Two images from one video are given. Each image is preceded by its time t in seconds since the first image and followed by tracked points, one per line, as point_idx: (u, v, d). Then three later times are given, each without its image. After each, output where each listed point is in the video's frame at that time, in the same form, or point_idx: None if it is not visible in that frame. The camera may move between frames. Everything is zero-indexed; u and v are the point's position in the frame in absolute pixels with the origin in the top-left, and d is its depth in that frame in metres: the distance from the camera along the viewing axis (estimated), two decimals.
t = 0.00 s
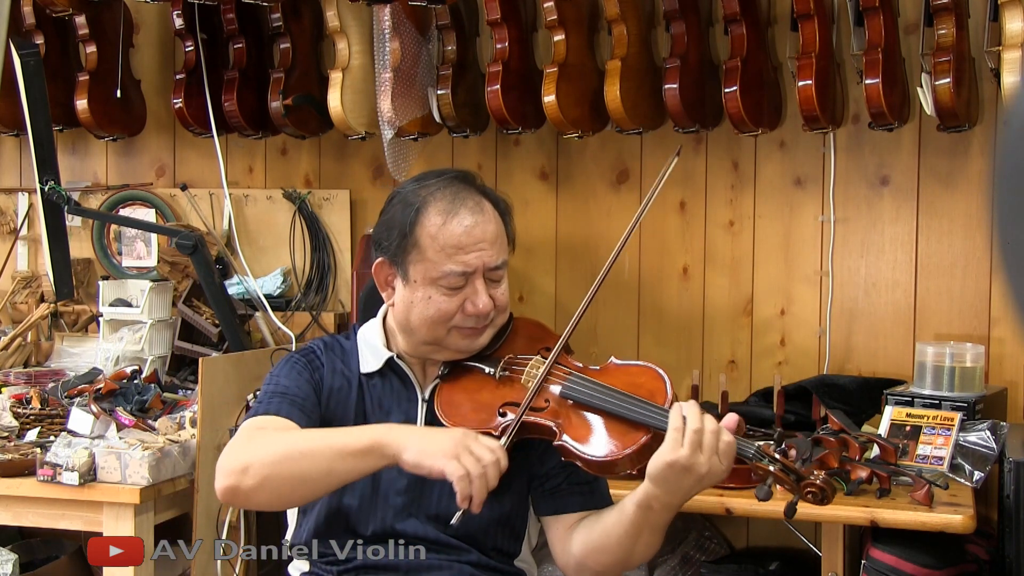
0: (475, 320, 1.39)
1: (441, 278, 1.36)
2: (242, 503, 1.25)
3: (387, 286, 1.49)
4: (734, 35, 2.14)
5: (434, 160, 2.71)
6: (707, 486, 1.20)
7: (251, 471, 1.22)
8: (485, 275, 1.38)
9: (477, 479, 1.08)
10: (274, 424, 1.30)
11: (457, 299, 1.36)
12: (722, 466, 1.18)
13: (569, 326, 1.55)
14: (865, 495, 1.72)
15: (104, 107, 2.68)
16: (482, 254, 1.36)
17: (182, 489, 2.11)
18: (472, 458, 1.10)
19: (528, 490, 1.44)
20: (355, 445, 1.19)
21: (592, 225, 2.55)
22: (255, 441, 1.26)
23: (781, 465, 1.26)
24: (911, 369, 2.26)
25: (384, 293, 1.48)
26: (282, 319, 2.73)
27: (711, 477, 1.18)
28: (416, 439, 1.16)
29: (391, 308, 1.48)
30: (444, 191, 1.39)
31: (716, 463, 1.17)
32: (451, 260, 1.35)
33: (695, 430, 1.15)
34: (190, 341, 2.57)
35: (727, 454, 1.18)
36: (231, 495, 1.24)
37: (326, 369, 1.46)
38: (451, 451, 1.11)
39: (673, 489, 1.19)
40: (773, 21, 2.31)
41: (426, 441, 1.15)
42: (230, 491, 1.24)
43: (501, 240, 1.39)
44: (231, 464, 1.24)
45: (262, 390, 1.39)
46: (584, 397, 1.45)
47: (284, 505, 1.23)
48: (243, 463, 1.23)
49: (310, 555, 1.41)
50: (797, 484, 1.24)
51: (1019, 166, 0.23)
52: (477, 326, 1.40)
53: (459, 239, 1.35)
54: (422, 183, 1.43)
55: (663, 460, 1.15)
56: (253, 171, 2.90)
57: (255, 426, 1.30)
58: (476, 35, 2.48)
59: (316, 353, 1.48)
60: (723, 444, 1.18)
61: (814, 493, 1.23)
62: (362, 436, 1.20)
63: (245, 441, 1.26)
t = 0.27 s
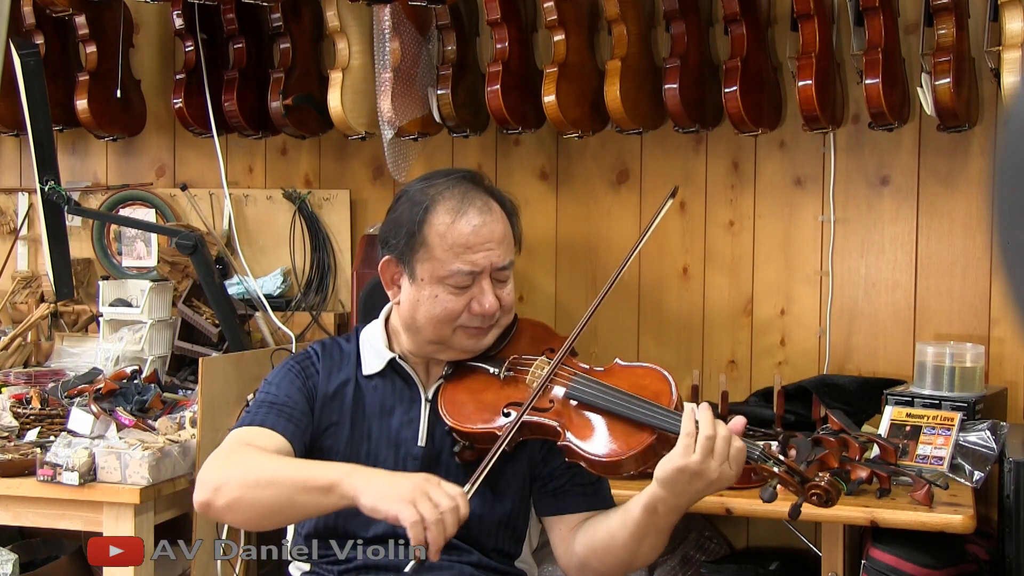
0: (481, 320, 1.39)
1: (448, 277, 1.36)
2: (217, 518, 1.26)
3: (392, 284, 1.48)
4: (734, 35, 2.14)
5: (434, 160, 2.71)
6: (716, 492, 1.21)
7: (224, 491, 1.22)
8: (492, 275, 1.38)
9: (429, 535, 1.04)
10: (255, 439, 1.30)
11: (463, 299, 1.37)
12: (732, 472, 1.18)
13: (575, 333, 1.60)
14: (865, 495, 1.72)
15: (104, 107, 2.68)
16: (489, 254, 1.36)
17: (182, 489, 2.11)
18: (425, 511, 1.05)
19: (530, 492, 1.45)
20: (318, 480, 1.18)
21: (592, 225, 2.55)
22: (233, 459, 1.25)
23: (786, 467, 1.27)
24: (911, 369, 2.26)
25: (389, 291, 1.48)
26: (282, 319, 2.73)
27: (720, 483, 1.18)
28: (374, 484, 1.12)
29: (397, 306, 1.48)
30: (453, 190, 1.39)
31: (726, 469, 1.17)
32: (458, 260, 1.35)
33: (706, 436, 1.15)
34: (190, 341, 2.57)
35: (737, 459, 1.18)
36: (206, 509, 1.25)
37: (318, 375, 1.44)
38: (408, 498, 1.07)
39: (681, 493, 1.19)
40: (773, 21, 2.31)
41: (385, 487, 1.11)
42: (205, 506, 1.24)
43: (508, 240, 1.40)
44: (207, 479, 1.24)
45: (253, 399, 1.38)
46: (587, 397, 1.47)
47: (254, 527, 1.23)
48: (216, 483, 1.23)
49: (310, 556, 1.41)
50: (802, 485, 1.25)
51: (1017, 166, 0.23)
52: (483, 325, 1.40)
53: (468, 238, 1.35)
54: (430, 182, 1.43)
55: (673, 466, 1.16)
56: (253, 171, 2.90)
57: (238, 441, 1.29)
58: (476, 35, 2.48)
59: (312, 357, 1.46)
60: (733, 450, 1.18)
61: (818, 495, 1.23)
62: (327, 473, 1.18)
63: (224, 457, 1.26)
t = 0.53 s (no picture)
0: (485, 317, 1.39)
1: (454, 272, 1.36)
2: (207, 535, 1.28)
3: (397, 280, 1.47)
4: (733, 35, 2.14)
5: (434, 160, 2.71)
6: (714, 481, 1.20)
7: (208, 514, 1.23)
8: (497, 273, 1.38)
9: (386, 568, 1.04)
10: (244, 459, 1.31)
11: (468, 295, 1.36)
12: (727, 458, 1.18)
13: (578, 333, 1.59)
14: (865, 495, 1.73)
15: (104, 107, 2.68)
16: (495, 251, 1.36)
17: (182, 489, 2.11)
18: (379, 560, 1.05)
19: (531, 492, 1.45)
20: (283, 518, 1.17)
21: (592, 225, 2.55)
22: (219, 479, 1.26)
23: (788, 464, 1.26)
24: (911, 369, 2.26)
25: (394, 288, 1.48)
26: (282, 319, 2.73)
27: (716, 471, 1.18)
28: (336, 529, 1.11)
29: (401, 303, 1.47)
30: (460, 187, 1.40)
31: (721, 455, 1.17)
32: (464, 255, 1.36)
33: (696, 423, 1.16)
34: (190, 341, 2.57)
35: (732, 446, 1.18)
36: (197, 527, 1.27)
37: (316, 380, 1.44)
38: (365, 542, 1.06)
39: (678, 484, 1.19)
40: (773, 21, 2.31)
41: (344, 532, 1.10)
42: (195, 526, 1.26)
43: (513, 239, 1.40)
44: (195, 500, 1.26)
45: (252, 410, 1.40)
46: (588, 393, 1.44)
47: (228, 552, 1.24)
48: (199, 504, 1.24)
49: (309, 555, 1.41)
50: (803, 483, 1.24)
51: (1018, 164, 0.23)
52: (487, 323, 1.40)
53: (474, 234, 1.36)
54: (437, 179, 1.43)
55: (667, 454, 1.17)
56: (252, 171, 2.90)
57: (227, 460, 1.30)
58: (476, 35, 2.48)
59: (312, 361, 1.47)
60: (729, 437, 1.18)
61: (819, 492, 1.22)
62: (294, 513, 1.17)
63: (211, 476, 1.27)
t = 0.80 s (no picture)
0: (490, 314, 1.39)
1: (461, 267, 1.36)
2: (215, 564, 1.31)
3: (403, 276, 1.47)
4: (734, 35, 2.14)
5: (434, 160, 2.71)
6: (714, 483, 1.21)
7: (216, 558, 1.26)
8: (503, 270, 1.38)
9: None
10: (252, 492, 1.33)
11: (474, 290, 1.36)
12: (728, 463, 1.18)
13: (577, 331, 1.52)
14: (865, 495, 1.73)
15: (104, 107, 2.68)
16: (502, 248, 1.37)
17: (182, 489, 2.11)
18: None
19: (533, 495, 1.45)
20: None
21: (592, 225, 2.55)
22: (226, 519, 1.28)
23: (788, 467, 1.25)
24: (911, 370, 2.26)
25: (399, 284, 1.48)
26: (282, 319, 2.73)
27: (717, 474, 1.19)
28: None
29: (406, 298, 1.47)
30: (469, 184, 1.40)
31: (721, 460, 1.17)
32: (471, 251, 1.36)
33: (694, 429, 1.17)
34: (189, 341, 2.57)
35: (734, 452, 1.18)
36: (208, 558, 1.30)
37: (315, 384, 1.45)
38: None
39: (680, 488, 1.20)
40: (773, 21, 2.31)
41: None
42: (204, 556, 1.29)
43: (521, 237, 1.40)
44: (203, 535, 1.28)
45: (255, 426, 1.41)
46: (591, 394, 1.42)
47: None
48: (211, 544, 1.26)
49: (310, 554, 1.41)
50: (804, 485, 1.24)
51: (1018, 167, 0.23)
52: (491, 320, 1.40)
53: (482, 231, 1.36)
54: (447, 175, 1.44)
55: (667, 461, 1.18)
56: (252, 171, 2.90)
57: (232, 495, 1.32)
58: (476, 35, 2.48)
59: (312, 366, 1.48)
60: (730, 443, 1.18)
61: (820, 495, 1.22)
62: None
63: (218, 514, 1.29)
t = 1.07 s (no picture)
0: (494, 314, 1.39)
1: (465, 267, 1.36)
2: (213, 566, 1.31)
3: (407, 275, 1.47)
4: (734, 35, 2.14)
5: (434, 161, 2.71)
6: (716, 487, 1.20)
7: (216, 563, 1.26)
8: (507, 270, 1.38)
9: None
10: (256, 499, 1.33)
11: (478, 290, 1.36)
12: (728, 467, 1.17)
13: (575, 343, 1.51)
14: (865, 495, 1.73)
15: (104, 107, 2.68)
16: (506, 248, 1.37)
17: (182, 489, 2.11)
18: None
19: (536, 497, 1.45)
20: None
21: (592, 225, 2.55)
22: (229, 525, 1.28)
23: (789, 469, 1.24)
24: (911, 370, 2.26)
25: (403, 283, 1.48)
26: (282, 319, 2.73)
27: (719, 478, 1.18)
28: None
29: (410, 297, 1.47)
30: (474, 183, 1.40)
31: (721, 465, 1.17)
32: (476, 251, 1.36)
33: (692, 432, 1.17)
34: (189, 341, 2.57)
35: (734, 458, 1.17)
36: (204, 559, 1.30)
37: (319, 382, 1.45)
38: None
39: (681, 492, 1.20)
40: (773, 21, 2.31)
41: None
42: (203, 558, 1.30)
43: (525, 237, 1.40)
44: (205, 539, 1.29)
45: (256, 424, 1.41)
46: (594, 394, 1.42)
47: None
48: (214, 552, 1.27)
49: (311, 552, 1.41)
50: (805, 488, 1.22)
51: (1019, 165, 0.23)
52: (495, 320, 1.40)
53: (487, 231, 1.36)
54: (452, 175, 1.43)
55: (666, 464, 1.18)
56: (252, 171, 2.90)
57: (236, 499, 1.32)
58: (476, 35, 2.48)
59: (315, 364, 1.48)
60: (731, 449, 1.16)
61: (821, 498, 1.21)
62: None
63: (221, 518, 1.29)
